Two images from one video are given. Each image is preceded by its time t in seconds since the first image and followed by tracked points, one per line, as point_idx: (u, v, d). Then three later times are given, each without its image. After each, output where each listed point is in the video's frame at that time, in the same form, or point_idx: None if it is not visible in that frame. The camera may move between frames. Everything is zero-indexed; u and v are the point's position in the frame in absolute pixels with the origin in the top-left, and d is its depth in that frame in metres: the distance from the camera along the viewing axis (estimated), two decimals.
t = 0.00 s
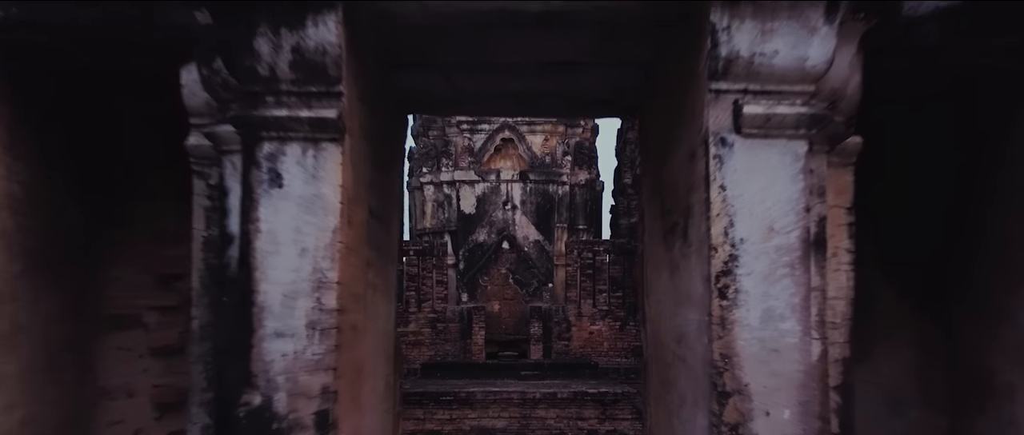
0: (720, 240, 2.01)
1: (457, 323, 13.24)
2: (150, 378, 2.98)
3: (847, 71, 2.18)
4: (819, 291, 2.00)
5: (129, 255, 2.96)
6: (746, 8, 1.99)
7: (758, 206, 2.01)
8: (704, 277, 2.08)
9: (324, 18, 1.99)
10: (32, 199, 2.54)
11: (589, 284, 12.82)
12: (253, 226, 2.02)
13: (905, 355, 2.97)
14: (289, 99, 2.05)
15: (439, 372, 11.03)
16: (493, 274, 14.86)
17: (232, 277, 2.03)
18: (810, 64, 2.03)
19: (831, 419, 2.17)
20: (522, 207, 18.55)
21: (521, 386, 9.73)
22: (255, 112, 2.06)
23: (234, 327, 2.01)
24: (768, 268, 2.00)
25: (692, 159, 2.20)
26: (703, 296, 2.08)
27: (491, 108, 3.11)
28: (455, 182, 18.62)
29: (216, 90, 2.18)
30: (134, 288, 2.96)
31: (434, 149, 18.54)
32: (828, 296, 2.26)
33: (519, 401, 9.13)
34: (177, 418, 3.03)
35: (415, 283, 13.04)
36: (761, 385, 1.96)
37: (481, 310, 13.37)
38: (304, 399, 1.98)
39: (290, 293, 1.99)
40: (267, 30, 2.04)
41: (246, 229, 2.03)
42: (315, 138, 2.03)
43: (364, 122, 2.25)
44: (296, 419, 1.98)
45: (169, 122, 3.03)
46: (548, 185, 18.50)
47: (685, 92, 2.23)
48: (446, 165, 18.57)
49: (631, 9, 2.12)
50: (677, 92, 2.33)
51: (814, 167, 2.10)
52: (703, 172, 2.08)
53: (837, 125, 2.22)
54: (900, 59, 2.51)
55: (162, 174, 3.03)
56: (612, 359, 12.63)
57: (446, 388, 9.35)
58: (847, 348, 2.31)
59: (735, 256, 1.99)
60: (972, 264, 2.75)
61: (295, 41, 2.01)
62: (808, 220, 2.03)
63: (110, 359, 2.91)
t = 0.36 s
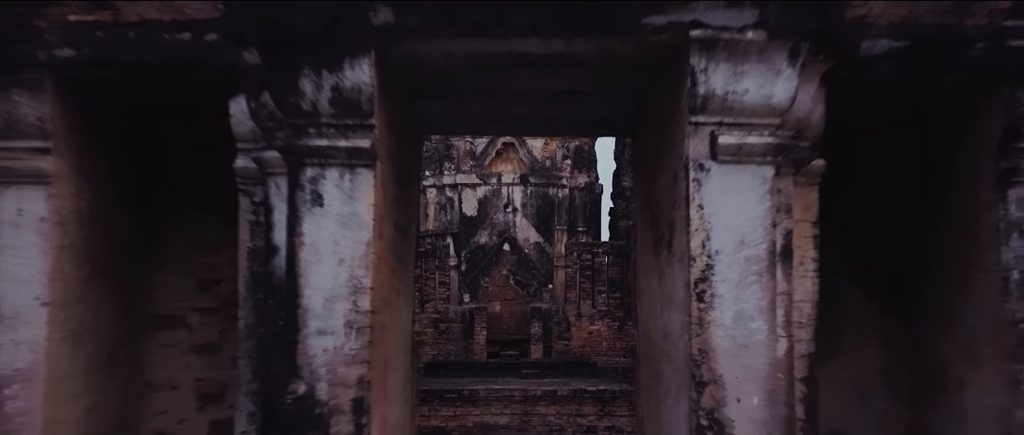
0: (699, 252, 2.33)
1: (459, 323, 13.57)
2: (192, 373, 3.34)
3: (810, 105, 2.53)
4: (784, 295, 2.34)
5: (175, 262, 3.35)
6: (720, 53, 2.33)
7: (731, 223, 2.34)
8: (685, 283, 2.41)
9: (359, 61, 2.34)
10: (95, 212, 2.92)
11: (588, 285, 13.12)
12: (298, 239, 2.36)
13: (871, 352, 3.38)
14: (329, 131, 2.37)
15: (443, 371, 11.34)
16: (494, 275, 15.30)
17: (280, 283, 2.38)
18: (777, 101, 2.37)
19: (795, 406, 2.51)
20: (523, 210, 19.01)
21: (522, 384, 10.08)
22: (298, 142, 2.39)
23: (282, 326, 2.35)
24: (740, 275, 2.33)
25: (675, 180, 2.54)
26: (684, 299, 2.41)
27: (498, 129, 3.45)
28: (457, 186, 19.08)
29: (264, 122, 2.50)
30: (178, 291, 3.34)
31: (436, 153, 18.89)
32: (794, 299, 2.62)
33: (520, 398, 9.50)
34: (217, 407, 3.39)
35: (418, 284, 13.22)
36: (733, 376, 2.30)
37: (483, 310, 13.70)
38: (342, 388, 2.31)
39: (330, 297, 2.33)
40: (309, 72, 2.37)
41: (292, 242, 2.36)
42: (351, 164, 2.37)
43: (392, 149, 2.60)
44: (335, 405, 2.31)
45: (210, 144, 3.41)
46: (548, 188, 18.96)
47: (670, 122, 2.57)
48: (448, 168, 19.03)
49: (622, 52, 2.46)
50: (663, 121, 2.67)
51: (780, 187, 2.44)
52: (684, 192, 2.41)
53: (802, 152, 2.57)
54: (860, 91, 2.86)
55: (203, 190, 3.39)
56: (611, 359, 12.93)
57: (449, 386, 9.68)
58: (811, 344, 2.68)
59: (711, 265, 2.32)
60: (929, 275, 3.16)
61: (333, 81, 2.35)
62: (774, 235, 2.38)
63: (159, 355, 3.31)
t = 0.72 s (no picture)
0: (681, 261, 2.71)
1: (461, 323, 13.91)
2: (229, 368, 3.70)
3: (780, 134, 2.92)
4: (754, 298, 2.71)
5: (213, 267, 3.72)
6: (699, 90, 2.72)
7: (708, 236, 2.72)
8: (669, 288, 2.78)
9: (387, 98, 2.73)
10: (148, 224, 3.30)
11: (588, 286, 13.46)
12: (334, 250, 2.73)
13: (842, 347, 3.79)
14: (360, 157, 2.75)
15: (446, 369, 11.67)
16: (495, 276, 15.59)
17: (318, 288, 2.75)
18: (748, 132, 2.74)
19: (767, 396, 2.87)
20: (524, 212, 19.34)
21: (523, 382, 10.42)
22: (334, 167, 2.76)
23: (320, 326, 2.73)
24: (716, 281, 2.69)
25: (660, 198, 2.91)
26: (668, 302, 2.78)
27: (503, 148, 3.81)
28: (460, 189, 19.60)
29: (304, 147, 2.86)
30: (216, 294, 3.71)
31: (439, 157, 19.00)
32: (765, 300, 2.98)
33: (521, 396, 9.87)
34: (251, 399, 3.71)
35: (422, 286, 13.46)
36: (710, 369, 2.67)
37: (485, 310, 14.00)
38: (373, 379, 2.68)
39: (362, 301, 2.71)
40: (344, 106, 2.75)
41: (328, 253, 2.73)
42: (380, 186, 2.75)
43: (413, 170, 2.97)
44: (367, 394, 2.68)
45: (246, 167, 3.77)
46: (548, 191, 19.21)
47: (656, 147, 2.95)
48: (451, 173, 19.67)
49: (614, 88, 2.85)
50: (651, 145, 3.05)
51: (752, 204, 2.81)
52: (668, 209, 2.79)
53: (774, 173, 2.94)
54: (827, 118, 3.23)
55: (237, 202, 3.77)
56: (610, 358, 13.32)
57: (453, 383, 10.00)
58: (784, 341, 3.04)
59: (691, 273, 2.70)
60: (889, 280, 3.56)
61: (365, 115, 2.74)
62: (746, 246, 2.75)
63: (198, 352, 3.67)
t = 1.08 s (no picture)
0: (662, 268, 3.07)
1: (462, 323, 14.27)
2: (254, 363, 4.06)
3: (753, 154, 3.27)
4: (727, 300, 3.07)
5: (239, 271, 4.07)
6: (678, 117, 3.08)
7: (686, 245, 3.08)
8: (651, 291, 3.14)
9: (403, 124, 3.09)
10: (184, 234, 3.66)
11: (585, 286, 13.88)
12: (355, 258, 3.09)
13: (815, 345, 4.15)
14: (379, 176, 3.10)
15: (447, 367, 12.02)
16: (495, 277, 15.66)
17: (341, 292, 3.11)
18: (722, 153, 3.10)
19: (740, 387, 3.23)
20: (523, 214, 19.79)
21: (523, 379, 10.78)
22: (355, 184, 3.11)
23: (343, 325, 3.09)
24: (693, 285, 3.05)
25: (645, 211, 3.27)
26: (651, 304, 3.14)
27: (504, 162, 4.17)
28: (461, 191, 19.95)
29: (328, 166, 3.23)
30: (242, 296, 4.05)
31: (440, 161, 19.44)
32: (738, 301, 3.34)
33: (521, 393, 10.18)
34: (275, 391, 4.07)
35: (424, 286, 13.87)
36: (687, 362, 3.03)
37: (486, 310, 14.33)
38: (391, 371, 3.04)
39: (381, 302, 3.07)
40: (365, 130, 3.11)
41: (351, 261, 3.09)
42: (397, 201, 3.10)
43: (425, 185, 3.33)
44: (385, 384, 3.04)
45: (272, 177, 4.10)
46: (547, 194, 19.64)
47: (642, 166, 3.31)
48: (452, 176, 19.83)
49: (603, 113, 3.21)
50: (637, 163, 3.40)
51: (726, 217, 3.17)
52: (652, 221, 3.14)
53: (746, 189, 3.31)
54: (797, 138, 3.58)
55: (262, 210, 4.12)
56: (607, 357, 13.72)
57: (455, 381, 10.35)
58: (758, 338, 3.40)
59: (671, 278, 3.05)
60: (854, 284, 3.92)
61: (383, 139, 3.10)
62: (720, 254, 3.11)
63: (227, 349, 4.02)
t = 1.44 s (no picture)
0: (643, 274, 3.48)
1: (462, 323, 14.66)
2: (278, 359, 4.44)
3: (728, 172, 3.67)
4: (702, 303, 3.47)
5: (263, 276, 4.47)
6: (658, 141, 3.49)
7: (666, 254, 3.48)
8: (635, 294, 3.55)
9: (416, 147, 3.50)
10: (216, 242, 4.07)
11: (583, 287, 14.34)
12: (373, 265, 3.49)
13: (788, 343, 4.55)
14: (394, 192, 3.51)
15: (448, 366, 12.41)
16: (495, 278, 16.10)
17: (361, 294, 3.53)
18: (698, 173, 3.51)
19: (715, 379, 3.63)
20: (523, 217, 20.28)
21: (522, 377, 11.18)
22: (373, 200, 3.51)
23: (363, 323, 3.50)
24: (672, 289, 3.46)
25: (630, 223, 3.68)
26: (634, 306, 3.55)
27: (505, 176, 4.58)
28: (462, 194, 20.42)
29: (348, 182, 3.66)
30: (266, 299, 4.46)
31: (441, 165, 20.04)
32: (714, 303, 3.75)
33: (520, 389, 10.62)
34: (296, 385, 4.44)
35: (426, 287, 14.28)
36: (666, 357, 3.43)
37: (485, 311, 14.90)
38: (405, 365, 3.44)
39: (396, 304, 3.47)
40: (382, 152, 3.50)
41: (369, 267, 3.49)
42: (410, 215, 3.51)
43: (433, 200, 3.73)
44: (400, 377, 3.44)
45: (293, 187, 4.49)
46: (546, 197, 20.13)
47: (627, 183, 3.71)
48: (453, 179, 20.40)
49: (593, 137, 3.61)
50: (623, 180, 3.81)
51: (702, 228, 3.57)
52: (635, 233, 3.55)
53: (720, 203, 3.71)
54: (769, 156, 3.98)
55: (284, 219, 4.52)
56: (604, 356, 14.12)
57: (457, 378, 10.75)
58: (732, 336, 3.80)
59: (651, 283, 3.46)
60: (822, 287, 4.32)
61: (397, 160, 3.50)
62: (696, 262, 3.51)
63: (253, 346, 4.42)
